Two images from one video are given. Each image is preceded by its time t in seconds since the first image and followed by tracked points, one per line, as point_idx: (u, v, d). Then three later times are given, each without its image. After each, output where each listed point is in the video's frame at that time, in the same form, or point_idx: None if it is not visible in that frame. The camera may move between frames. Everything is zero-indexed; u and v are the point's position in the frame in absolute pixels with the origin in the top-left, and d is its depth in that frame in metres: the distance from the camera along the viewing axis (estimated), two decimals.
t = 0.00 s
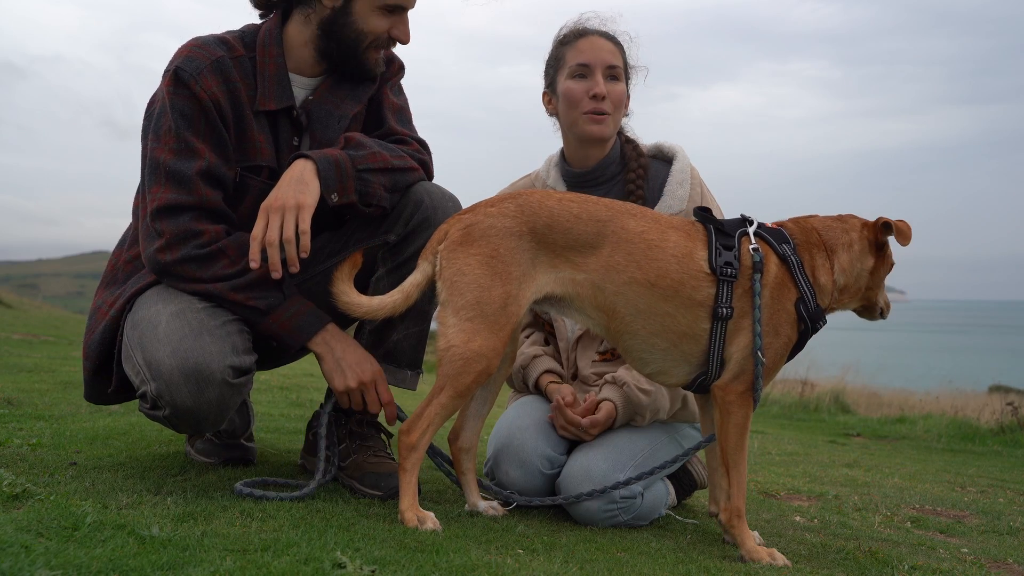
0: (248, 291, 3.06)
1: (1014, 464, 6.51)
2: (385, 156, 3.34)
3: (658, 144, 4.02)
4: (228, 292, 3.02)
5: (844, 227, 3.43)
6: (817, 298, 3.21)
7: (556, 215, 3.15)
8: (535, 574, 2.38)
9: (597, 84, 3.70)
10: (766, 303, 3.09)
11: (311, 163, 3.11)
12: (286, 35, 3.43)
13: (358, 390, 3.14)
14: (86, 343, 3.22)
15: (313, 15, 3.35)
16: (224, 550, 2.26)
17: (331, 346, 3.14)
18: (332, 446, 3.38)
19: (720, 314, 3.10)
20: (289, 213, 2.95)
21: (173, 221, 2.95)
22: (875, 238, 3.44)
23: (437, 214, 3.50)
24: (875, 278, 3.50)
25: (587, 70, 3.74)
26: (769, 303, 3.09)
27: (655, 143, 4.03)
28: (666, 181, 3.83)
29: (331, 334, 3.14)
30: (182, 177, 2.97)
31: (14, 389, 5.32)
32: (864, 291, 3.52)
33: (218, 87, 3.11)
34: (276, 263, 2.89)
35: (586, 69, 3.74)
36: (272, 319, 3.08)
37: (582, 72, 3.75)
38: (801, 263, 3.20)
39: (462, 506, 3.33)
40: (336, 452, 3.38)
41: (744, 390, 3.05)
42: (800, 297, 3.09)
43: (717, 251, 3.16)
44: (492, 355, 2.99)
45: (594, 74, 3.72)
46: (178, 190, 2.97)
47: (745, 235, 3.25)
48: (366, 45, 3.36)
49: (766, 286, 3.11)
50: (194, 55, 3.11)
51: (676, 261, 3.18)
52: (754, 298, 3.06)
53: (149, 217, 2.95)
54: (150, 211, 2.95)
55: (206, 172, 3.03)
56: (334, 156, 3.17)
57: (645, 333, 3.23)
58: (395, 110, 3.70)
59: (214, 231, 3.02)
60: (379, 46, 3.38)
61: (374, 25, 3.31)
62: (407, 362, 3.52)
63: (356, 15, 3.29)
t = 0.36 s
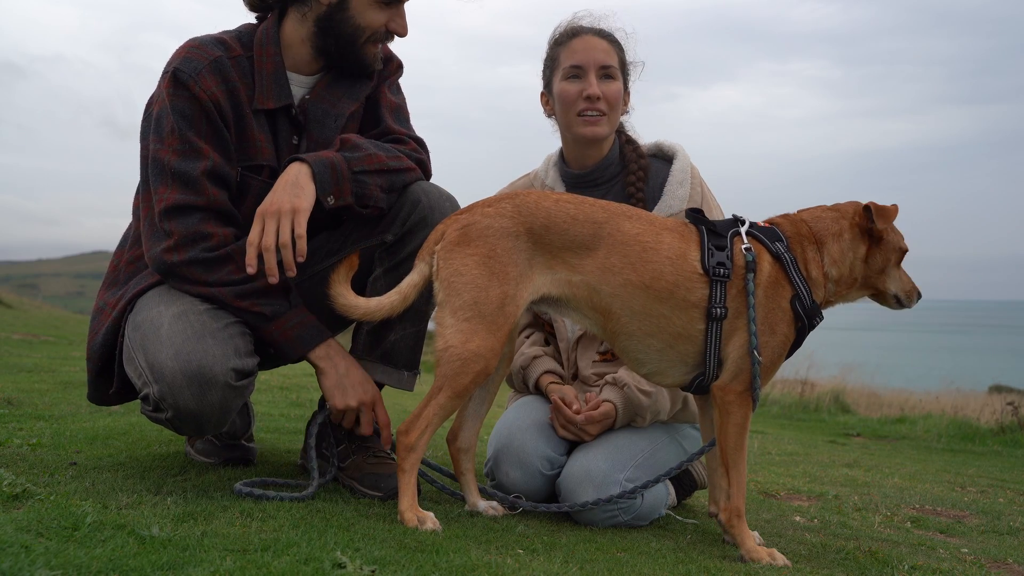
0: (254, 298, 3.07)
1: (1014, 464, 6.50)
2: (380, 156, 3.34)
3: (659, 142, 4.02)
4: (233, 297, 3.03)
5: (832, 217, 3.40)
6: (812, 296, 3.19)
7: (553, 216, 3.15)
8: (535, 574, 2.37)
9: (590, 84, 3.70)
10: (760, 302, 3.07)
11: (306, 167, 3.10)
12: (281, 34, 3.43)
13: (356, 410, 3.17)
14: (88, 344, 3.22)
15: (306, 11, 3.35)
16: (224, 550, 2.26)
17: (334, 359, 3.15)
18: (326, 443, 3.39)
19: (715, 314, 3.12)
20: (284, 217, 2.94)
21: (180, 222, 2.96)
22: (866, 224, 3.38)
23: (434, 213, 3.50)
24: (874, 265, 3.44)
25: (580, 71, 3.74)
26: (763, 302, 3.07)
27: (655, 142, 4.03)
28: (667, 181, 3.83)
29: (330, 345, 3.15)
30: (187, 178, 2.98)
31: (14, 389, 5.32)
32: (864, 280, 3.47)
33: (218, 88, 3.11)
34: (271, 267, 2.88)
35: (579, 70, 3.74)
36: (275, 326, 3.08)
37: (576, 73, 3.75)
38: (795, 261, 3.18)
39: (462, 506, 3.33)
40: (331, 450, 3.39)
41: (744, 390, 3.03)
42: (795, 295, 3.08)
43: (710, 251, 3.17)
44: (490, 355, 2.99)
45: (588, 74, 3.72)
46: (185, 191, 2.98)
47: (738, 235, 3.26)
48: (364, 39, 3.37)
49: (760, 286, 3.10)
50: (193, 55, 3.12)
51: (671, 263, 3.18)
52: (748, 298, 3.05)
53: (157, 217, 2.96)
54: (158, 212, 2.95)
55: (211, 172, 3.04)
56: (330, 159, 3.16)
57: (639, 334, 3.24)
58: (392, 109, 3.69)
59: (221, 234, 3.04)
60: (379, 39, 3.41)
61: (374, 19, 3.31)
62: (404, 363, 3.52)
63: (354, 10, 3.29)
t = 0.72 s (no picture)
0: (265, 295, 3.07)
1: (1014, 464, 6.50)
2: (364, 152, 3.32)
3: (659, 142, 4.02)
4: (243, 295, 3.03)
5: (818, 208, 3.38)
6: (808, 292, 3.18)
7: (554, 217, 3.15)
8: (535, 574, 2.37)
9: (592, 84, 3.70)
10: (754, 301, 3.07)
11: (284, 158, 3.08)
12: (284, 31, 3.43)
13: (363, 403, 3.21)
14: (92, 344, 3.21)
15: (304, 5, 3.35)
16: (224, 550, 2.26)
17: (341, 357, 3.16)
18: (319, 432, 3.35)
19: (707, 314, 3.11)
20: (256, 207, 2.90)
21: (187, 219, 2.95)
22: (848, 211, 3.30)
23: (421, 212, 3.47)
24: (870, 253, 3.32)
25: (583, 70, 3.74)
26: (757, 301, 3.07)
27: (656, 140, 4.03)
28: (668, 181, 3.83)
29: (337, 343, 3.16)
30: (193, 175, 2.97)
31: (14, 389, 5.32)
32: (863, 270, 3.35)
33: (221, 85, 3.11)
34: (241, 257, 2.88)
35: (582, 69, 3.74)
36: (286, 321, 3.08)
37: (578, 72, 3.75)
38: (789, 259, 3.18)
39: (462, 506, 3.33)
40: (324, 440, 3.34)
41: (741, 389, 3.02)
42: (792, 292, 3.07)
43: (701, 251, 3.16)
44: (491, 355, 2.98)
45: (590, 74, 3.72)
46: (191, 189, 2.98)
47: (730, 235, 3.24)
48: (360, 30, 3.38)
49: (752, 285, 3.10)
50: (195, 54, 3.12)
51: (666, 265, 3.18)
52: (742, 297, 3.05)
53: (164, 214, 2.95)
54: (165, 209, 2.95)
55: (216, 170, 3.04)
56: (310, 152, 3.15)
57: (637, 335, 3.24)
58: (387, 106, 3.67)
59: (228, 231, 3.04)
60: (374, 29, 3.41)
61: (368, 8, 3.32)
62: (395, 365, 3.52)
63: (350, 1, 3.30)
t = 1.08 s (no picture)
0: (245, 275, 3.07)
1: (1014, 464, 6.50)
2: (385, 151, 3.35)
3: (659, 142, 4.02)
4: (223, 279, 3.04)
5: (818, 206, 3.36)
6: (808, 291, 3.16)
7: (555, 219, 3.16)
8: (535, 574, 2.37)
9: (596, 84, 3.70)
10: (750, 301, 3.06)
11: (311, 150, 3.10)
12: (291, 33, 3.43)
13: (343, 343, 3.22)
14: (86, 344, 3.23)
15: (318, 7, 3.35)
16: (224, 550, 2.26)
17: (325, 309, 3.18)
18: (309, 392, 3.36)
19: (701, 314, 3.11)
20: (285, 198, 2.93)
21: (157, 217, 2.95)
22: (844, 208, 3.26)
23: (431, 214, 3.50)
24: (865, 251, 3.26)
25: (587, 71, 3.73)
26: (753, 300, 3.06)
27: (657, 141, 4.02)
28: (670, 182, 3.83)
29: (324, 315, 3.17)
30: (168, 174, 2.96)
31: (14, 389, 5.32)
32: (858, 270, 3.28)
33: (219, 87, 3.11)
34: (269, 248, 2.92)
35: (585, 70, 3.74)
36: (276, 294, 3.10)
37: (582, 73, 3.75)
38: (787, 258, 3.17)
39: (462, 506, 3.33)
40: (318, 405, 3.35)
41: (741, 390, 3.00)
42: (789, 292, 3.04)
43: (695, 251, 3.17)
44: (492, 356, 2.99)
45: (594, 74, 3.72)
46: (164, 187, 2.97)
47: (727, 236, 3.23)
48: (370, 37, 3.38)
49: (747, 285, 3.09)
50: (199, 54, 3.12)
51: (663, 266, 3.18)
52: (737, 298, 3.05)
53: (133, 214, 2.95)
54: (134, 208, 2.95)
55: (194, 172, 3.01)
56: (336, 147, 3.15)
57: (636, 334, 3.24)
58: (396, 111, 3.68)
59: (199, 222, 3.01)
60: (385, 36, 3.42)
61: (380, 14, 3.34)
62: (403, 363, 3.57)
63: (361, 6, 3.31)
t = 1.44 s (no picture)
0: (230, 276, 3.04)
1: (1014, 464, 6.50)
2: (392, 154, 3.35)
3: (660, 141, 4.02)
4: (207, 281, 3.02)
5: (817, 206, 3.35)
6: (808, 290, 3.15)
7: (558, 220, 3.16)
8: (535, 574, 2.37)
9: (597, 84, 3.70)
10: (749, 300, 3.06)
11: (321, 159, 3.12)
12: (291, 35, 3.43)
13: (340, 343, 3.14)
14: (89, 343, 3.23)
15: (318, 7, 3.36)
16: (224, 550, 2.26)
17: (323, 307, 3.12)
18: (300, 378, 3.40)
19: (699, 312, 3.11)
20: (297, 206, 2.94)
21: (140, 221, 2.96)
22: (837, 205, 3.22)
23: (438, 215, 3.52)
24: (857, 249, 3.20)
25: (587, 70, 3.74)
26: (752, 300, 3.06)
27: (657, 141, 4.02)
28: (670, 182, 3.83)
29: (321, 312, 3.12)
30: (151, 177, 2.96)
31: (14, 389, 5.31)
32: (853, 270, 3.21)
33: (214, 89, 3.10)
34: (281, 256, 2.92)
35: (586, 69, 3.74)
36: (261, 296, 3.06)
37: (583, 72, 3.75)
38: (788, 258, 3.16)
39: (462, 506, 3.33)
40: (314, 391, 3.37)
41: (742, 390, 2.99)
42: (790, 292, 3.03)
43: (695, 251, 3.17)
44: (494, 357, 2.99)
45: (595, 74, 3.72)
46: (147, 190, 2.96)
47: (728, 235, 3.23)
48: (370, 37, 3.38)
49: (747, 284, 3.09)
50: (196, 55, 3.13)
51: (663, 266, 3.18)
52: (736, 297, 3.04)
53: (119, 217, 2.97)
54: (121, 210, 2.97)
55: (177, 175, 3.00)
56: (344, 153, 3.17)
57: (637, 335, 3.24)
58: (399, 113, 3.68)
59: (181, 224, 2.99)
60: (386, 35, 3.42)
61: (379, 13, 3.33)
62: (406, 363, 3.58)
63: (360, 5, 3.31)
